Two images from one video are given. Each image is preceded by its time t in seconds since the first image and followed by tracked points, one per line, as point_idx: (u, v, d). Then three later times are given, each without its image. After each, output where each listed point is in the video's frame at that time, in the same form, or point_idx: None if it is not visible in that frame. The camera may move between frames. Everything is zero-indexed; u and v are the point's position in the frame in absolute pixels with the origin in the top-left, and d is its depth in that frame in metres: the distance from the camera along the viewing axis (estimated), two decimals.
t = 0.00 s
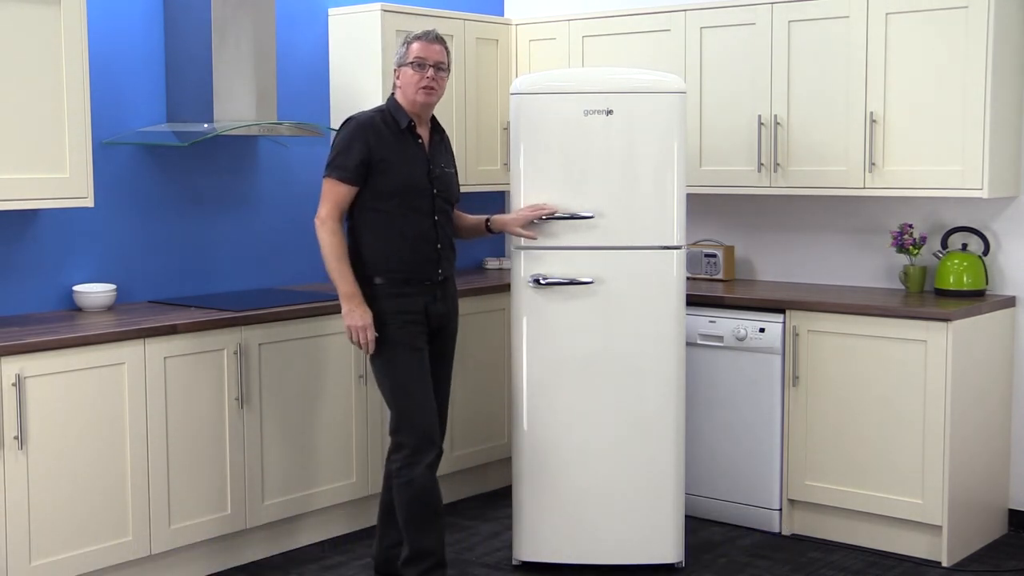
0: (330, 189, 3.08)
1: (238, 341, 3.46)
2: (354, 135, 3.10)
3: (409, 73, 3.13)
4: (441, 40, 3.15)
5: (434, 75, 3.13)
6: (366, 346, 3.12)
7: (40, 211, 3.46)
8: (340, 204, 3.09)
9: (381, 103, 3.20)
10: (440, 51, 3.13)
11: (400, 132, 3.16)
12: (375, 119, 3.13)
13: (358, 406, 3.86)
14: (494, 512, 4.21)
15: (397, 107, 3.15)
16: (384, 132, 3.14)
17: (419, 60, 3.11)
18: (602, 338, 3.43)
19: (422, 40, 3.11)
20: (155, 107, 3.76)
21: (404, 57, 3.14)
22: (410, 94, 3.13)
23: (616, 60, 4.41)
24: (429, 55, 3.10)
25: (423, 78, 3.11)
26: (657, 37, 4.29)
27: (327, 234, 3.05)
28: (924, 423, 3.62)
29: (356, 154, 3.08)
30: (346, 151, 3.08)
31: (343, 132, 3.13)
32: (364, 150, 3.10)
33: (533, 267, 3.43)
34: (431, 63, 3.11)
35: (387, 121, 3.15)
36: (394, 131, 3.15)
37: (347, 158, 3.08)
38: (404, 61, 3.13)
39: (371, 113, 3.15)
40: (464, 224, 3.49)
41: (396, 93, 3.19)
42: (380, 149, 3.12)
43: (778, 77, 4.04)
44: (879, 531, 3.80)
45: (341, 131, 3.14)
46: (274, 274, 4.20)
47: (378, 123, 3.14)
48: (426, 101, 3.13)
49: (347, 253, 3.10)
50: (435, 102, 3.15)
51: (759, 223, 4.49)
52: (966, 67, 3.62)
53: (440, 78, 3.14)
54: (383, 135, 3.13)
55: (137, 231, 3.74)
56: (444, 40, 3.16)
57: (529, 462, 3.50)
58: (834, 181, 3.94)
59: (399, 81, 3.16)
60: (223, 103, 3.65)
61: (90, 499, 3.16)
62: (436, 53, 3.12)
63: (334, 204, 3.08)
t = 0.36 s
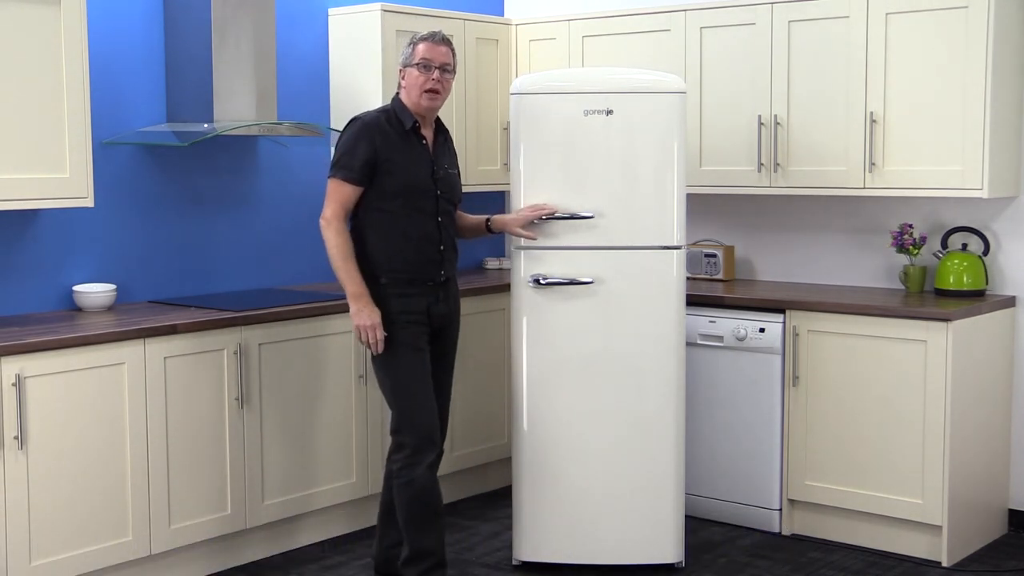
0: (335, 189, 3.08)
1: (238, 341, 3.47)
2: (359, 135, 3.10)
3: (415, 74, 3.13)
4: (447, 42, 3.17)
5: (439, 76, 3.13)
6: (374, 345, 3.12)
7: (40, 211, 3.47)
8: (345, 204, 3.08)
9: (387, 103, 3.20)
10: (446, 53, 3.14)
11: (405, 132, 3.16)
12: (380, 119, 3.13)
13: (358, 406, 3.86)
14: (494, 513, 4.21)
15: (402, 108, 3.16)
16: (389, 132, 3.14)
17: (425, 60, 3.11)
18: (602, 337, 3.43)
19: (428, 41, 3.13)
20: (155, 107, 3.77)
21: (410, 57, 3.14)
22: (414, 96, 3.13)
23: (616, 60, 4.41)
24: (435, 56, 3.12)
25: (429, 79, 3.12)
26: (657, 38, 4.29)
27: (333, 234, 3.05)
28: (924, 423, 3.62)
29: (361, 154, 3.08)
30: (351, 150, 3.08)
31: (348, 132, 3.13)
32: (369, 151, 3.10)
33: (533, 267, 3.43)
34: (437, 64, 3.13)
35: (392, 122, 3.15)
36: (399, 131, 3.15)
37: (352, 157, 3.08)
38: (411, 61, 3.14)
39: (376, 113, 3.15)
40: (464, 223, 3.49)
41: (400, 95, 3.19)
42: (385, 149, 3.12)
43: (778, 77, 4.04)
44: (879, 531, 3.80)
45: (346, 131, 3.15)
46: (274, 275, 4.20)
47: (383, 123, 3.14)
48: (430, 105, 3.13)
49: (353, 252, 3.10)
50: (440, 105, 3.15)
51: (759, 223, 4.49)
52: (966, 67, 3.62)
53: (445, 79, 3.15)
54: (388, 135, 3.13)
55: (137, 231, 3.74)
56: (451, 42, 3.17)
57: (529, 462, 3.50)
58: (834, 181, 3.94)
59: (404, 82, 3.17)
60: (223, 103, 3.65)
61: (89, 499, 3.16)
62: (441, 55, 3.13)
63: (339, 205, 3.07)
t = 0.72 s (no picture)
0: (331, 185, 3.07)
1: (238, 341, 3.46)
2: (361, 134, 3.09)
3: (417, 74, 3.13)
4: (451, 43, 3.16)
5: (442, 76, 3.13)
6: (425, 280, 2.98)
7: (40, 210, 3.46)
8: (342, 200, 3.08)
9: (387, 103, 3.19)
10: (449, 53, 3.14)
11: (407, 132, 3.16)
12: (382, 119, 3.13)
13: (358, 406, 3.86)
14: (494, 513, 4.21)
15: (404, 108, 3.16)
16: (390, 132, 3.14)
17: (427, 60, 3.11)
18: (602, 337, 3.43)
19: (431, 41, 3.12)
20: (155, 107, 3.76)
21: (413, 57, 3.14)
22: (416, 95, 3.14)
23: (616, 60, 4.41)
24: (438, 56, 3.12)
25: (431, 79, 3.12)
26: (657, 38, 4.29)
27: (334, 222, 3.04)
28: (924, 423, 3.62)
29: (362, 153, 3.08)
30: (351, 150, 3.08)
31: (349, 132, 3.13)
32: (370, 150, 3.09)
33: (533, 267, 3.43)
34: (439, 64, 3.12)
35: (393, 121, 3.15)
36: (400, 131, 3.15)
37: (352, 157, 3.07)
38: (414, 61, 3.14)
39: (377, 113, 3.15)
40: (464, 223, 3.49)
41: (403, 94, 3.20)
42: (387, 148, 3.11)
43: (778, 77, 4.04)
44: (879, 531, 3.80)
45: (347, 130, 3.14)
46: (274, 275, 4.20)
47: (385, 123, 3.13)
48: (432, 103, 3.13)
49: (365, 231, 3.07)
50: (441, 104, 3.15)
51: (759, 223, 4.50)
52: (966, 67, 3.62)
53: (448, 80, 3.14)
54: (390, 135, 3.13)
55: (137, 231, 3.73)
56: (454, 43, 3.17)
57: (529, 462, 3.50)
58: (834, 181, 3.94)
59: (407, 81, 3.17)
60: (223, 103, 3.65)
61: (89, 499, 3.16)
62: (444, 55, 3.12)
63: (337, 200, 3.07)
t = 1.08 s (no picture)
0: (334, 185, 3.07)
1: (238, 341, 3.46)
2: (363, 134, 3.09)
3: (419, 74, 3.13)
4: (453, 44, 3.16)
5: (443, 77, 3.13)
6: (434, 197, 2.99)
7: (40, 210, 3.46)
8: (346, 198, 3.08)
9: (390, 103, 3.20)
10: (451, 54, 3.13)
11: (408, 132, 3.16)
12: (383, 119, 3.13)
13: (358, 406, 3.85)
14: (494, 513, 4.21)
15: (406, 108, 3.16)
16: (392, 132, 3.14)
17: (428, 61, 3.11)
18: (602, 337, 3.43)
19: (433, 42, 3.12)
20: (155, 107, 3.76)
21: (415, 57, 3.14)
22: (417, 95, 3.14)
23: (616, 60, 4.41)
24: (440, 57, 3.11)
25: (432, 79, 3.11)
26: (657, 38, 4.29)
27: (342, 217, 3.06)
28: (924, 423, 3.62)
29: (364, 153, 3.08)
30: (354, 150, 3.08)
31: (351, 131, 3.13)
32: (372, 150, 3.10)
33: (533, 268, 3.43)
34: (440, 65, 3.12)
35: (395, 121, 3.15)
36: (402, 131, 3.15)
37: (354, 156, 3.08)
38: (415, 61, 3.13)
39: (379, 113, 3.15)
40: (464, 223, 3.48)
41: (404, 93, 3.20)
42: (388, 148, 3.12)
43: (778, 77, 4.04)
44: (879, 531, 3.80)
45: (349, 130, 3.14)
46: (274, 275, 4.20)
47: (387, 123, 3.14)
48: (433, 104, 3.13)
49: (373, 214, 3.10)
50: (442, 105, 3.15)
51: (758, 223, 4.50)
52: (966, 67, 3.62)
53: (449, 81, 3.14)
54: (391, 135, 3.13)
55: (136, 231, 3.73)
56: (456, 44, 3.16)
57: (529, 462, 3.50)
58: (834, 181, 3.94)
59: (408, 81, 3.17)
60: (223, 103, 3.65)
61: (89, 499, 3.16)
62: (446, 56, 3.12)
63: (340, 199, 3.07)
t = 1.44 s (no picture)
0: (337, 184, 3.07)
1: (238, 341, 3.47)
2: (366, 134, 3.10)
3: (423, 76, 3.13)
4: (457, 45, 3.15)
5: (448, 79, 3.13)
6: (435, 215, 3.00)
7: (40, 210, 3.46)
8: (348, 198, 3.08)
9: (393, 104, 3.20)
10: (456, 56, 3.13)
11: (411, 133, 3.16)
12: (386, 119, 3.13)
13: (358, 406, 3.85)
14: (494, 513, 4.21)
15: (409, 108, 3.16)
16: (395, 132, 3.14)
17: (433, 63, 3.10)
18: (602, 337, 3.43)
19: (438, 43, 3.11)
20: (155, 107, 3.77)
21: (420, 58, 3.13)
22: (422, 97, 3.14)
23: (617, 61, 4.41)
24: (445, 59, 3.10)
25: (437, 82, 3.11)
26: (657, 38, 4.29)
27: (342, 216, 3.06)
28: (924, 423, 3.62)
29: (367, 153, 3.08)
30: (357, 150, 3.08)
31: (355, 131, 3.13)
32: (375, 151, 3.10)
33: (533, 268, 3.44)
34: (445, 67, 3.11)
35: (398, 122, 3.15)
36: (405, 132, 3.15)
37: (357, 157, 3.08)
38: (420, 62, 3.13)
39: (382, 113, 3.15)
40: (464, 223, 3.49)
41: (408, 93, 3.20)
42: (391, 149, 3.12)
43: (778, 77, 4.04)
44: (879, 531, 3.80)
45: (352, 130, 3.15)
46: (275, 275, 4.20)
47: (390, 123, 3.14)
48: (437, 106, 3.14)
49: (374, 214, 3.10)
50: (446, 107, 3.16)
51: (758, 223, 4.50)
52: (966, 67, 3.62)
53: (454, 82, 3.14)
54: (394, 135, 3.13)
55: (136, 231, 3.74)
56: (461, 45, 3.16)
57: (529, 462, 3.50)
58: (834, 181, 3.94)
59: (413, 82, 3.17)
60: (223, 103, 3.65)
61: (89, 499, 3.16)
62: (451, 58, 3.11)
63: (342, 199, 3.07)
